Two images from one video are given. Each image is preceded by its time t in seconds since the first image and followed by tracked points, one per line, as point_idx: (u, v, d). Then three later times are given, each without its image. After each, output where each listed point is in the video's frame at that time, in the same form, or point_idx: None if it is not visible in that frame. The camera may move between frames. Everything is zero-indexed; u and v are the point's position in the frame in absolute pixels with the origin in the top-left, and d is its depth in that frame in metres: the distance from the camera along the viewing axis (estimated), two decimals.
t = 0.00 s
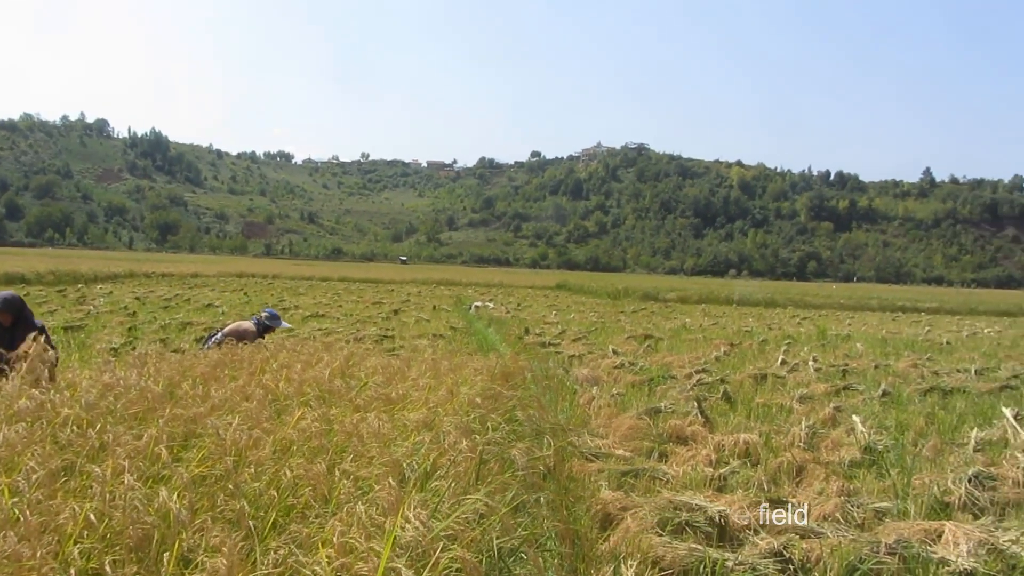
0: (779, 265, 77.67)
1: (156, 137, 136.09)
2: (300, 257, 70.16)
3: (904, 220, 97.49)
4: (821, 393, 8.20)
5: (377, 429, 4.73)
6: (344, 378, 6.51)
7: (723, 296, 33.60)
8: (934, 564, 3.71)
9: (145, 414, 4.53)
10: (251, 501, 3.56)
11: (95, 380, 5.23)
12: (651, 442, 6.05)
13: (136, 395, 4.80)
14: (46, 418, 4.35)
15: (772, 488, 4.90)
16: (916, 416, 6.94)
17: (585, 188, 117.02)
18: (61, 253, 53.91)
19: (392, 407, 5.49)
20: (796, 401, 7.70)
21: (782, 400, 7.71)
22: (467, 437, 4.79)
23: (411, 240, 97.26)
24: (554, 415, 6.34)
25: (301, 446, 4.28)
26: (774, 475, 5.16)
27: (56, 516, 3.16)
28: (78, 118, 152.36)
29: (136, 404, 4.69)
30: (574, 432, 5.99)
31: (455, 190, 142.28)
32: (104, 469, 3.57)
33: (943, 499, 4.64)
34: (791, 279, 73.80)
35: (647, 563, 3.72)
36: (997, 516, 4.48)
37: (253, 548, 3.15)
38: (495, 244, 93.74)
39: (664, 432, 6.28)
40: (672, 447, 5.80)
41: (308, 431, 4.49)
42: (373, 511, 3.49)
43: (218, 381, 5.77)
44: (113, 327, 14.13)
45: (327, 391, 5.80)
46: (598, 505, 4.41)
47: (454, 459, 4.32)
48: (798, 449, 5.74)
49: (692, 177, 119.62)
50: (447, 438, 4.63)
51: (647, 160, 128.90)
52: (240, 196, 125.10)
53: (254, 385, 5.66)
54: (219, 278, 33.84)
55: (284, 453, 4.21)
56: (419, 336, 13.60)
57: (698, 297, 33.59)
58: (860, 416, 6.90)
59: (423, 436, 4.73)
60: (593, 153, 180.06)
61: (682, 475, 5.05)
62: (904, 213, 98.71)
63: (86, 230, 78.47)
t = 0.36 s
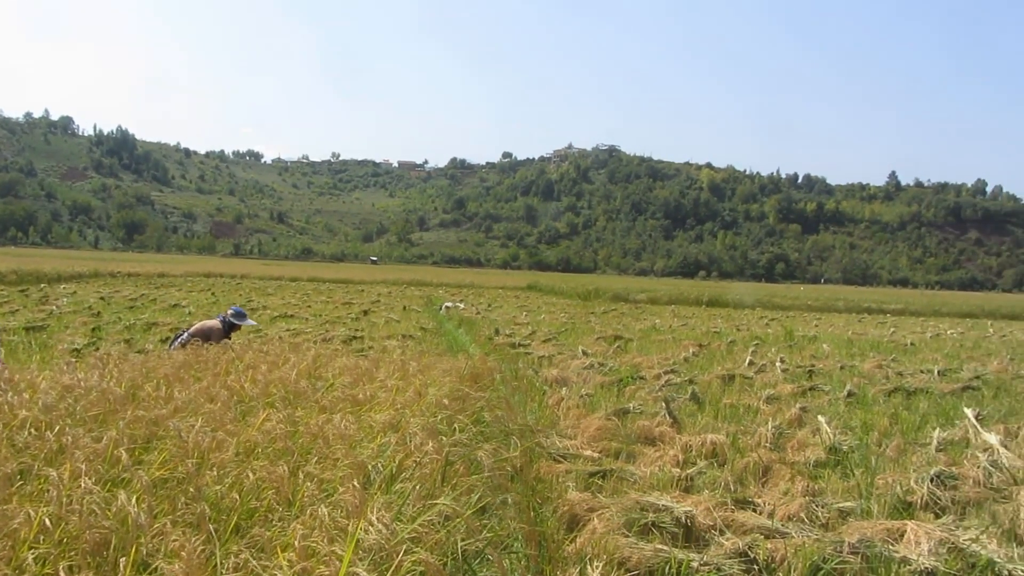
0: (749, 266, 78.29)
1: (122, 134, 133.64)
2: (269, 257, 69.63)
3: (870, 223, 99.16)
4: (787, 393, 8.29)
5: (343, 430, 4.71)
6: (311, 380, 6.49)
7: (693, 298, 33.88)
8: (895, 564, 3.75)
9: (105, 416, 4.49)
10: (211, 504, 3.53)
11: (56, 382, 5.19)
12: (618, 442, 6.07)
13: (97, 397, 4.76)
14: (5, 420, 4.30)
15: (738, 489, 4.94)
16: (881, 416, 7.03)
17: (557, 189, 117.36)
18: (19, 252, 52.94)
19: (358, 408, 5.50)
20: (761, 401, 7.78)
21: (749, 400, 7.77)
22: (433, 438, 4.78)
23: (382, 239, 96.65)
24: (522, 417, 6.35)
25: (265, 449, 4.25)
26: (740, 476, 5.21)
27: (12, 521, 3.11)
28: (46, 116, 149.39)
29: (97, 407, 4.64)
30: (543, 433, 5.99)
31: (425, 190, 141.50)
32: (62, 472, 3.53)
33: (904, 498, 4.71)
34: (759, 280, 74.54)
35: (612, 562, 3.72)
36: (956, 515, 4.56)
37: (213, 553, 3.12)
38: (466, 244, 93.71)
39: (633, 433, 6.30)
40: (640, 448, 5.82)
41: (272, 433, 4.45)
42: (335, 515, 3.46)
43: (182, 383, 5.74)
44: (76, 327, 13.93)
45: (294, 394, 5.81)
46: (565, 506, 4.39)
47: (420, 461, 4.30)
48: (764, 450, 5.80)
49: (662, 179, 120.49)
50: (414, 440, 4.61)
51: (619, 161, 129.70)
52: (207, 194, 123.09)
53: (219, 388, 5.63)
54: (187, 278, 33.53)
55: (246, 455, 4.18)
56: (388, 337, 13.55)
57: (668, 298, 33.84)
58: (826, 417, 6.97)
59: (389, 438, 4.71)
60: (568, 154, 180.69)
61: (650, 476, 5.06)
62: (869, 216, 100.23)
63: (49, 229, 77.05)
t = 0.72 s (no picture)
0: (721, 266, 79.20)
1: (92, 134, 131.20)
2: (242, 258, 69.26)
3: (841, 224, 100.61)
4: (759, 392, 8.34)
5: (314, 432, 4.69)
6: (280, 382, 6.47)
7: (666, 297, 34.06)
8: (863, 561, 3.79)
9: (69, 419, 4.47)
10: (175, 508, 3.52)
11: (19, 383, 5.14)
12: (591, 442, 6.09)
13: (61, 402, 4.75)
14: None
15: (710, 487, 4.96)
16: (851, 414, 7.11)
17: (531, 190, 117.55)
18: None
19: (328, 410, 5.48)
20: (732, 400, 7.83)
21: (721, 400, 7.82)
22: (404, 438, 4.76)
23: (356, 240, 95.75)
24: (495, 417, 6.34)
25: (233, 451, 4.23)
26: (712, 475, 5.23)
27: None
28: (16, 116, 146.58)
29: (61, 411, 4.62)
30: (515, 434, 6.00)
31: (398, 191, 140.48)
32: (24, 475, 3.49)
33: (873, 495, 4.76)
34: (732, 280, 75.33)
35: (584, 563, 3.71)
36: (924, 511, 4.61)
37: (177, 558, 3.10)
38: (441, 244, 93.50)
39: (605, 432, 6.32)
40: (613, 448, 5.84)
41: (240, 436, 4.44)
42: (301, 518, 3.44)
43: (149, 386, 5.72)
44: (43, 329, 13.75)
45: (264, 395, 5.83)
46: (536, 507, 4.38)
47: (390, 463, 4.29)
48: (736, 448, 5.84)
49: (636, 180, 121.31)
50: (383, 441, 4.59)
51: (593, 162, 130.44)
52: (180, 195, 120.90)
53: (187, 390, 5.62)
54: (157, 279, 33.23)
55: (213, 458, 4.16)
56: (360, 337, 13.49)
57: (642, 298, 34.02)
58: (797, 416, 7.02)
59: (360, 439, 4.68)
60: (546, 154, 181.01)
61: (621, 475, 5.08)
62: (842, 215, 102.67)
63: (15, 229, 75.59)
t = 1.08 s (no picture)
0: (692, 266, 80.09)
1: (57, 132, 127.94)
2: (211, 257, 68.66)
3: (809, 223, 101.99)
4: (727, 390, 8.42)
5: (278, 433, 4.68)
6: (247, 383, 6.44)
7: (637, 297, 34.25)
8: (827, 557, 3.83)
9: (29, 421, 4.43)
10: (135, 511, 3.51)
11: None
12: (559, 440, 6.11)
13: (22, 404, 4.71)
14: None
15: (676, 485, 4.99)
16: (817, 411, 7.20)
17: (503, 189, 117.49)
18: None
19: (294, 411, 5.48)
20: (701, 398, 7.90)
21: (689, 397, 7.88)
22: (371, 438, 4.73)
23: (326, 239, 94.66)
24: (463, 415, 6.35)
25: (196, 452, 4.23)
26: (680, 472, 5.26)
27: None
28: None
29: (22, 412, 4.59)
30: (483, 433, 6.01)
31: (369, 190, 138.65)
32: None
33: (839, 491, 4.80)
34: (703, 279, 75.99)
35: (551, 561, 3.71)
36: (887, 507, 4.67)
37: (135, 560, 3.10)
38: (412, 243, 93.17)
39: (574, 430, 6.34)
40: (581, 447, 5.86)
41: (203, 436, 4.44)
42: (263, 519, 3.42)
43: (112, 387, 5.68)
44: (2, 330, 13.50)
45: (231, 397, 5.84)
46: (503, 505, 4.37)
47: (355, 462, 4.28)
48: (703, 446, 5.88)
49: (607, 179, 122.07)
50: (349, 441, 4.57)
51: (564, 162, 130.91)
52: (146, 193, 116.75)
53: (151, 392, 5.59)
54: (123, 279, 32.78)
55: (175, 461, 4.15)
56: (329, 337, 13.42)
57: (613, 297, 34.18)
58: (764, 413, 7.10)
59: (325, 439, 4.66)
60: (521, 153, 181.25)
61: (590, 473, 5.10)
62: (810, 215, 102.33)
63: None
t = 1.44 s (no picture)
0: (664, 264, 80.85)
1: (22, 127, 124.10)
2: (181, 255, 67.98)
3: (779, 223, 102.66)
4: (697, 389, 8.49)
5: (244, 433, 4.66)
6: (214, 382, 6.42)
7: (609, 295, 34.36)
8: (794, 553, 3.86)
9: None
10: (97, 511, 3.49)
11: None
12: (529, 438, 6.13)
13: None
14: None
15: (647, 481, 5.02)
16: (786, 409, 7.27)
17: (476, 187, 117.02)
18: None
19: (261, 409, 5.47)
20: (670, 396, 7.97)
21: (659, 396, 7.94)
22: (339, 437, 4.71)
23: (297, 237, 93.29)
24: (433, 414, 6.34)
25: (159, 452, 4.23)
26: (649, 469, 5.30)
27: None
28: None
29: None
30: (453, 431, 6.01)
31: (340, 188, 136.00)
32: None
33: (805, 488, 4.86)
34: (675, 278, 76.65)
35: (518, 559, 3.72)
36: (853, 503, 4.73)
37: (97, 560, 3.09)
38: (384, 241, 92.51)
39: (545, 429, 6.35)
40: (551, 444, 5.88)
41: (167, 437, 4.44)
42: (227, 519, 3.42)
43: (75, 386, 5.66)
44: None
45: (197, 396, 5.86)
46: (473, 504, 4.38)
47: (321, 462, 4.27)
48: (673, 443, 5.92)
49: (580, 178, 122.44)
50: (317, 440, 4.55)
51: (537, 160, 130.96)
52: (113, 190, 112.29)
53: (117, 393, 5.56)
54: (89, 276, 32.29)
55: (139, 461, 4.14)
56: (299, 335, 13.33)
57: (585, 295, 34.26)
58: (733, 410, 7.16)
59: (292, 439, 4.65)
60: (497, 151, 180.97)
61: (559, 471, 5.11)
62: (780, 215, 103.43)
63: None
